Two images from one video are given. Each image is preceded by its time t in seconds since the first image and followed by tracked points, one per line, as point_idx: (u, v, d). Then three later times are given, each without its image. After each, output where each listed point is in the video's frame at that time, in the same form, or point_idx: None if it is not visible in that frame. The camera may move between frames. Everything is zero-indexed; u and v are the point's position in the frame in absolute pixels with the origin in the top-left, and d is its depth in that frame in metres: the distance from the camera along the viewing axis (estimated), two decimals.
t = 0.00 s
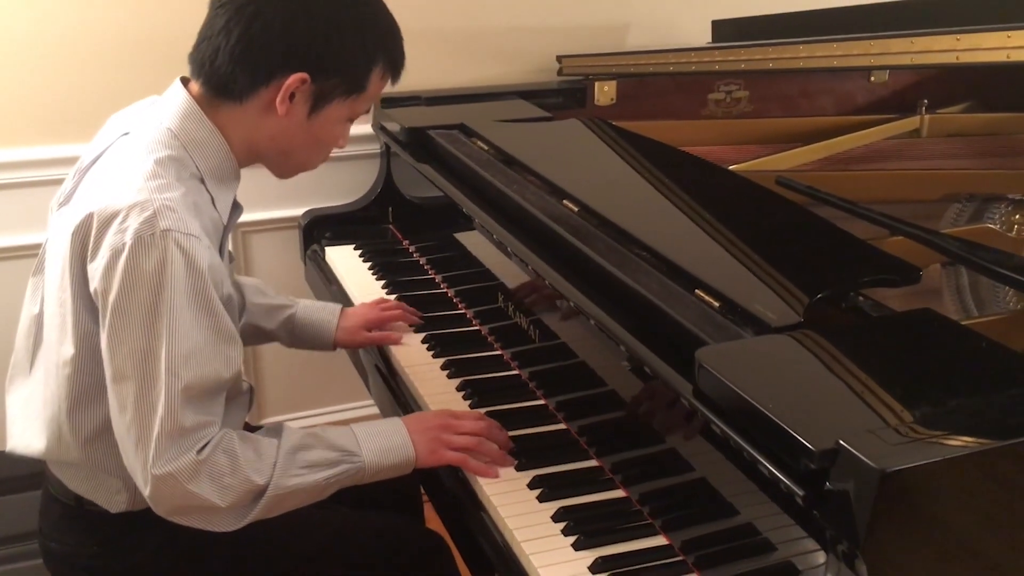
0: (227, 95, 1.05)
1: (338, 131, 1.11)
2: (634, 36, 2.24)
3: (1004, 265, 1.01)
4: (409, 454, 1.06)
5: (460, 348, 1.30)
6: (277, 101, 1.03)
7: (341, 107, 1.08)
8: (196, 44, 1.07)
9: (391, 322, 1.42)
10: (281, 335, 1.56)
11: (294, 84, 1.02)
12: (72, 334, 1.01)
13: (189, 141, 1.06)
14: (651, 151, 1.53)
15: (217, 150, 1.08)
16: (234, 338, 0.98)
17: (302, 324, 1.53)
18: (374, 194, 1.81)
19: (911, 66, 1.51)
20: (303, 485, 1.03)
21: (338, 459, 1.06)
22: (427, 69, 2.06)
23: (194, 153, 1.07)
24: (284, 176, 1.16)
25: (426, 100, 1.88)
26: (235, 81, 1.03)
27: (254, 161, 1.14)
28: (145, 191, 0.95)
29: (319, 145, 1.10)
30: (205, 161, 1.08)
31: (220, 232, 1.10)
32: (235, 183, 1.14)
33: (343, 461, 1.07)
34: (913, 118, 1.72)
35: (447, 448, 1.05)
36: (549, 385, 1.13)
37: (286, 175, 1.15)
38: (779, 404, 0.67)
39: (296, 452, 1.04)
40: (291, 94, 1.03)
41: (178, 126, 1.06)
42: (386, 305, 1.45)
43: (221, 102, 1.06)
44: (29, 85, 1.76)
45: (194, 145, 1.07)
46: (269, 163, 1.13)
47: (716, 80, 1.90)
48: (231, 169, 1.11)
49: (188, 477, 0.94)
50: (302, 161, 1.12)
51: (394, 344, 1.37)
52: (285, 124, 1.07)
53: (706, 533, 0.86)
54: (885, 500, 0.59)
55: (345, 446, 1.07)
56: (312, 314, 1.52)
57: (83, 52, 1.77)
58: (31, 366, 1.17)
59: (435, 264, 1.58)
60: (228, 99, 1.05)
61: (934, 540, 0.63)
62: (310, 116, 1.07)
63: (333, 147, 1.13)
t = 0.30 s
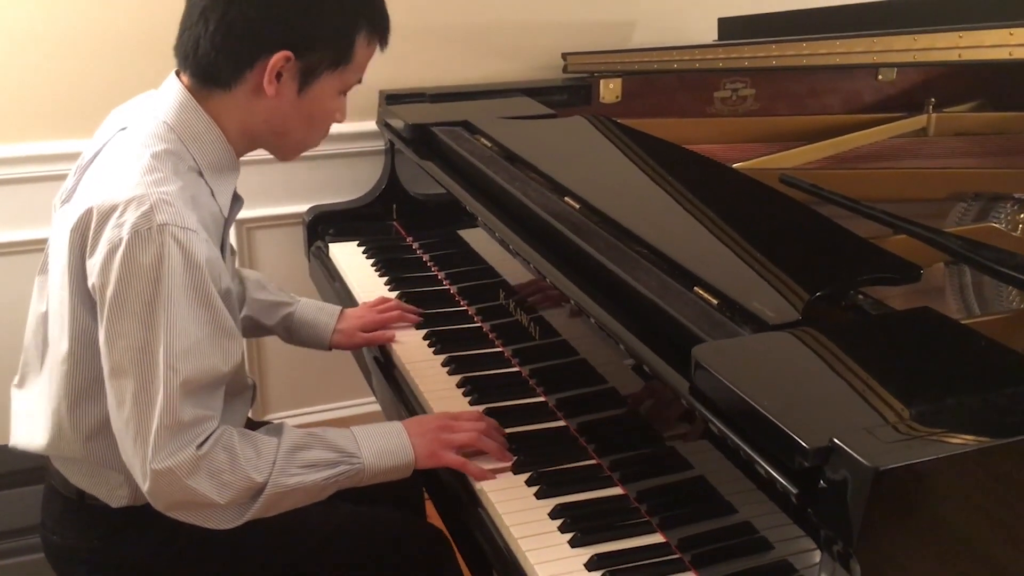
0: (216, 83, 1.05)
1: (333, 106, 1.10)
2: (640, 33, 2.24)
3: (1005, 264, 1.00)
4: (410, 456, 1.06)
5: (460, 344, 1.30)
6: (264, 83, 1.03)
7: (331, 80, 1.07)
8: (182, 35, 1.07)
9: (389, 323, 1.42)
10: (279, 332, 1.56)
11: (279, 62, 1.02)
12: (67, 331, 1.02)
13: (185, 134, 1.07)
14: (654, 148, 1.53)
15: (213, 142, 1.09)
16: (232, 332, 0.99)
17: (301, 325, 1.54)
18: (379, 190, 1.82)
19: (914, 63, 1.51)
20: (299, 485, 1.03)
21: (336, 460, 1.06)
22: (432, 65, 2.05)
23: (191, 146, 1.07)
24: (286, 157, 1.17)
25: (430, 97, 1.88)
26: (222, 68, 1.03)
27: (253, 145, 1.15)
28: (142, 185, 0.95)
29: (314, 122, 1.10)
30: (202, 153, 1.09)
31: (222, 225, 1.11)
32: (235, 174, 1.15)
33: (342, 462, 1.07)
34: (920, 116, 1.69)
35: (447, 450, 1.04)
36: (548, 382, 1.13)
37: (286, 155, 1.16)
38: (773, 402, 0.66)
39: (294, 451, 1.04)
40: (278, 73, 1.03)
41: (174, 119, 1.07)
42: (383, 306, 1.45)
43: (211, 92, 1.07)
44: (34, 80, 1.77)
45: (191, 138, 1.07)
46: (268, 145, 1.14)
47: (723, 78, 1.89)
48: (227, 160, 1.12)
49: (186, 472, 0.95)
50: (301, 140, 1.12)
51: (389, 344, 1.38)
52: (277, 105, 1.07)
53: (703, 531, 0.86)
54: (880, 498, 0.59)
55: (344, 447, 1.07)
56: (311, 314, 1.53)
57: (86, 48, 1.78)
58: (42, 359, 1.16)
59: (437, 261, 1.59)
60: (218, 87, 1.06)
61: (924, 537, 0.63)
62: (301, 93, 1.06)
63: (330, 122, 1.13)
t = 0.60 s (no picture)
0: (182, 74, 1.05)
1: (302, 80, 1.09)
2: (645, 31, 2.23)
3: (1008, 265, 0.99)
4: (406, 455, 1.06)
5: (460, 343, 1.30)
6: (227, 65, 1.03)
7: (295, 54, 1.06)
8: (139, 28, 1.06)
9: (399, 316, 1.42)
10: (291, 318, 1.56)
11: (237, 42, 1.01)
12: (52, 335, 1.02)
13: (159, 131, 1.08)
14: (655, 146, 1.53)
15: (188, 134, 1.10)
16: (216, 330, 0.99)
17: (312, 311, 1.53)
18: (382, 188, 1.82)
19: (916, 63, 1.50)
20: (296, 482, 1.03)
21: (332, 457, 1.07)
22: (435, 64, 2.05)
23: (164, 140, 1.08)
24: (266, 139, 1.16)
25: (433, 95, 1.88)
26: (183, 58, 1.03)
27: (234, 131, 1.15)
28: (114, 185, 0.95)
29: (285, 98, 1.09)
30: (178, 147, 1.09)
31: (206, 217, 1.12)
32: (214, 164, 1.16)
33: (339, 460, 1.07)
34: (925, 116, 1.69)
35: (444, 448, 1.04)
36: (548, 381, 1.12)
37: (269, 136, 1.15)
38: (767, 402, 0.66)
39: (290, 449, 1.04)
40: (239, 53, 1.03)
41: (145, 115, 1.07)
42: (395, 297, 1.44)
43: (175, 82, 1.07)
44: (37, 78, 1.78)
45: (162, 133, 1.08)
46: (249, 128, 1.14)
47: (728, 77, 1.89)
48: (204, 151, 1.13)
49: (181, 472, 0.95)
50: (275, 119, 1.11)
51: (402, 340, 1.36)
52: (244, 86, 1.06)
53: (699, 531, 0.86)
54: (872, 498, 0.59)
55: (340, 444, 1.08)
56: (322, 299, 1.52)
57: (86, 46, 1.79)
58: (37, 361, 1.16)
59: (439, 260, 1.58)
60: (184, 76, 1.06)
61: (916, 539, 0.62)
62: (266, 72, 1.05)
63: (302, 98, 1.11)
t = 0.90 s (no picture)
0: (139, 62, 1.05)
1: (261, 65, 1.09)
2: (647, 30, 2.22)
3: (1010, 265, 0.98)
4: (404, 448, 1.06)
5: (459, 342, 1.30)
6: (182, 51, 1.02)
7: (253, 38, 1.06)
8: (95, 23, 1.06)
9: (398, 317, 1.42)
10: (291, 317, 1.56)
11: (190, 26, 1.01)
12: (30, 340, 1.03)
13: (120, 124, 1.08)
14: (655, 145, 1.52)
15: (152, 129, 1.09)
16: (190, 317, 0.98)
17: (311, 308, 1.53)
18: (383, 187, 1.82)
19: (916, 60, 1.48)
20: (295, 476, 1.03)
21: (330, 451, 1.07)
22: (437, 62, 2.05)
23: (128, 135, 1.08)
24: (230, 128, 1.16)
25: (435, 93, 1.88)
26: (137, 46, 1.03)
27: (198, 123, 1.14)
28: (76, 182, 0.95)
29: (245, 83, 1.09)
30: (143, 141, 1.09)
31: (179, 211, 1.12)
32: (184, 157, 1.15)
33: (338, 454, 1.07)
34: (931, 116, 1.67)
35: (441, 445, 1.04)
36: (547, 381, 1.12)
37: (231, 125, 1.15)
38: (762, 401, 0.66)
39: (289, 443, 1.04)
40: (195, 38, 1.02)
41: (107, 111, 1.07)
42: (395, 299, 1.44)
43: (137, 75, 1.07)
44: (35, 77, 1.78)
45: (126, 128, 1.08)
46: (210, 118, 1.13)
47: (731, 76, 1.88)
48: (172, 144, 1.12)
49: (177, 467, 0.96)
50: (237, 106, 1.11)
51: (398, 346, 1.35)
52: (202, 72, 1.06)
53: (696, 531, 0.85)
54: (867, 500, 0.59)
55: (338, 438, 1.07)
56: (321, 298, 1.52)
57: (84, 45, 1.79)
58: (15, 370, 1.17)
59: (440, 259, 1.58)
60: (143, 66, 1.06)
61: (912, 540, 0.62)
62: (223, 57, 1.05)
63: (263, 83, 1.11)
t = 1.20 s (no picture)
0: (121, 62, 1.05)
1: (245, 66, 1.09)
2: (650, 30, 2.22)
3: (1010, 266, 0.97)
4: (398, 450, 1.07)
5: (456, 342, 1.29)
6: (164, 50, 1.03)
7: (237, 39, 1.06)
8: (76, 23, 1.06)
9: (392, 318, 1.41)
10: (281, 323, 1.57)
11: (173, 25, 1.01)
12: (15, 344, 1.03)
13: (100, 124, 1.08)
14: (654, 144, 1.51)
15: (134, 130, 1.09)
16: (172, 313, 0.98)
17: (303, 315, 1.53)
18: (383, 187, 1.82)
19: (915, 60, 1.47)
20: (287, 476, 1.04)
21: (322, 451, 1.07)
22: (438, 61, 2.04)
23: (110, 136, 1.08)
24: (211, 130, 1.16)
25: (435, 93, 1.87)
26: (119, 45, 1.03)
27: (178, 123, 1.15)
28: (55, 182, 0.96)
29: (228, 84, 1.09)
30: (122, 142, 1.09)
31: (161, 212, 1.12)
32: (166, 156, 1.15)
33: (329, 454, 1.08)
34: (934, 116, 1.66)
35: (434, 446, 1.04)
36: (543, 382, 1.11)
37: (212, 126, 1.15)
38: (753, 405, 0.65)
39: (281, 443, 1.05)
40: (177, 37, 1.02)
41: (86, 111, 1.07)
42: (388, 300, 1.44)
43: (116, 70, 1.06)
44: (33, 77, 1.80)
45: (105, 127, 1.08)
46: (191, 119, 1.13)
47: (733, 75, 1.86)
48: (154, 145, 1.12)
49: (168, 467, 0.95)
50: (219, 107, 1.11)
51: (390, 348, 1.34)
52: (184, 72, 1.06)
53: (690, 535, 0.85)
54: (857, 504, 0.58)
55: (331, 439, 1.08)
56: (311, 305, 1.52)
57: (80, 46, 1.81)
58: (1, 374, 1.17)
59: (439, 259, 1.58)
60: (124, 64, 1.05)
61: (903, 545, 0.61)
62: (206, 56, 1.05)
63: (246, 85, 1.11)
